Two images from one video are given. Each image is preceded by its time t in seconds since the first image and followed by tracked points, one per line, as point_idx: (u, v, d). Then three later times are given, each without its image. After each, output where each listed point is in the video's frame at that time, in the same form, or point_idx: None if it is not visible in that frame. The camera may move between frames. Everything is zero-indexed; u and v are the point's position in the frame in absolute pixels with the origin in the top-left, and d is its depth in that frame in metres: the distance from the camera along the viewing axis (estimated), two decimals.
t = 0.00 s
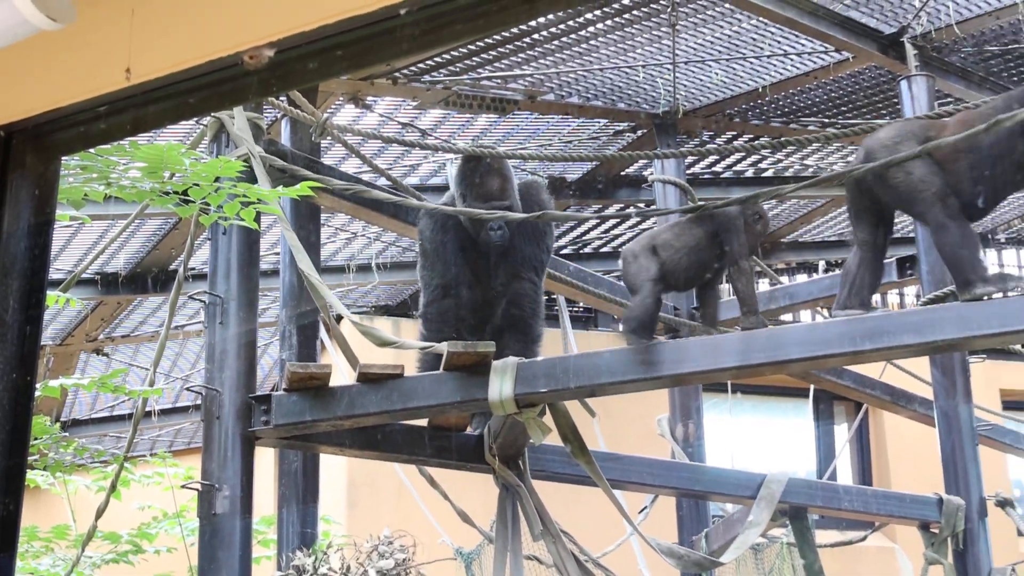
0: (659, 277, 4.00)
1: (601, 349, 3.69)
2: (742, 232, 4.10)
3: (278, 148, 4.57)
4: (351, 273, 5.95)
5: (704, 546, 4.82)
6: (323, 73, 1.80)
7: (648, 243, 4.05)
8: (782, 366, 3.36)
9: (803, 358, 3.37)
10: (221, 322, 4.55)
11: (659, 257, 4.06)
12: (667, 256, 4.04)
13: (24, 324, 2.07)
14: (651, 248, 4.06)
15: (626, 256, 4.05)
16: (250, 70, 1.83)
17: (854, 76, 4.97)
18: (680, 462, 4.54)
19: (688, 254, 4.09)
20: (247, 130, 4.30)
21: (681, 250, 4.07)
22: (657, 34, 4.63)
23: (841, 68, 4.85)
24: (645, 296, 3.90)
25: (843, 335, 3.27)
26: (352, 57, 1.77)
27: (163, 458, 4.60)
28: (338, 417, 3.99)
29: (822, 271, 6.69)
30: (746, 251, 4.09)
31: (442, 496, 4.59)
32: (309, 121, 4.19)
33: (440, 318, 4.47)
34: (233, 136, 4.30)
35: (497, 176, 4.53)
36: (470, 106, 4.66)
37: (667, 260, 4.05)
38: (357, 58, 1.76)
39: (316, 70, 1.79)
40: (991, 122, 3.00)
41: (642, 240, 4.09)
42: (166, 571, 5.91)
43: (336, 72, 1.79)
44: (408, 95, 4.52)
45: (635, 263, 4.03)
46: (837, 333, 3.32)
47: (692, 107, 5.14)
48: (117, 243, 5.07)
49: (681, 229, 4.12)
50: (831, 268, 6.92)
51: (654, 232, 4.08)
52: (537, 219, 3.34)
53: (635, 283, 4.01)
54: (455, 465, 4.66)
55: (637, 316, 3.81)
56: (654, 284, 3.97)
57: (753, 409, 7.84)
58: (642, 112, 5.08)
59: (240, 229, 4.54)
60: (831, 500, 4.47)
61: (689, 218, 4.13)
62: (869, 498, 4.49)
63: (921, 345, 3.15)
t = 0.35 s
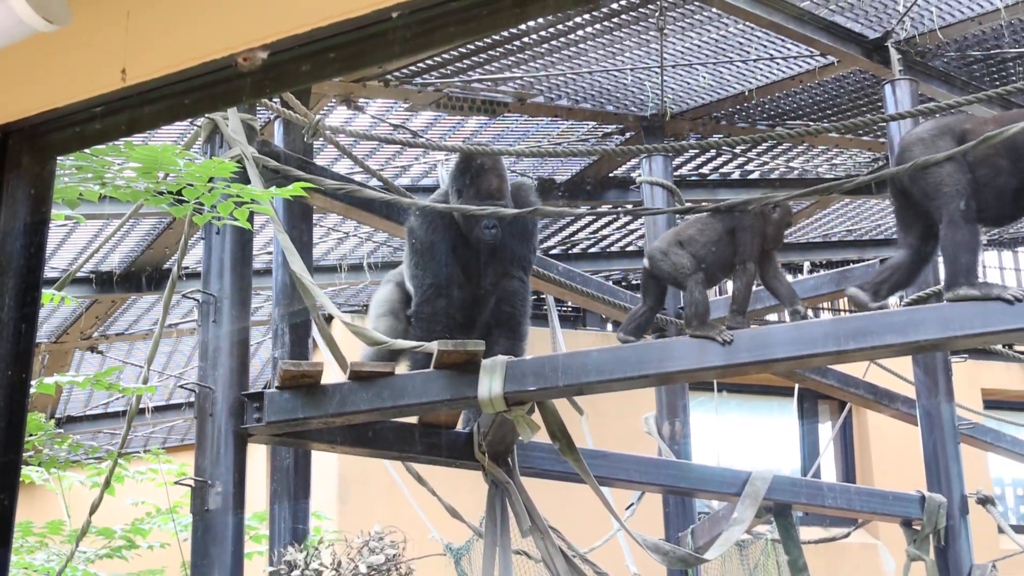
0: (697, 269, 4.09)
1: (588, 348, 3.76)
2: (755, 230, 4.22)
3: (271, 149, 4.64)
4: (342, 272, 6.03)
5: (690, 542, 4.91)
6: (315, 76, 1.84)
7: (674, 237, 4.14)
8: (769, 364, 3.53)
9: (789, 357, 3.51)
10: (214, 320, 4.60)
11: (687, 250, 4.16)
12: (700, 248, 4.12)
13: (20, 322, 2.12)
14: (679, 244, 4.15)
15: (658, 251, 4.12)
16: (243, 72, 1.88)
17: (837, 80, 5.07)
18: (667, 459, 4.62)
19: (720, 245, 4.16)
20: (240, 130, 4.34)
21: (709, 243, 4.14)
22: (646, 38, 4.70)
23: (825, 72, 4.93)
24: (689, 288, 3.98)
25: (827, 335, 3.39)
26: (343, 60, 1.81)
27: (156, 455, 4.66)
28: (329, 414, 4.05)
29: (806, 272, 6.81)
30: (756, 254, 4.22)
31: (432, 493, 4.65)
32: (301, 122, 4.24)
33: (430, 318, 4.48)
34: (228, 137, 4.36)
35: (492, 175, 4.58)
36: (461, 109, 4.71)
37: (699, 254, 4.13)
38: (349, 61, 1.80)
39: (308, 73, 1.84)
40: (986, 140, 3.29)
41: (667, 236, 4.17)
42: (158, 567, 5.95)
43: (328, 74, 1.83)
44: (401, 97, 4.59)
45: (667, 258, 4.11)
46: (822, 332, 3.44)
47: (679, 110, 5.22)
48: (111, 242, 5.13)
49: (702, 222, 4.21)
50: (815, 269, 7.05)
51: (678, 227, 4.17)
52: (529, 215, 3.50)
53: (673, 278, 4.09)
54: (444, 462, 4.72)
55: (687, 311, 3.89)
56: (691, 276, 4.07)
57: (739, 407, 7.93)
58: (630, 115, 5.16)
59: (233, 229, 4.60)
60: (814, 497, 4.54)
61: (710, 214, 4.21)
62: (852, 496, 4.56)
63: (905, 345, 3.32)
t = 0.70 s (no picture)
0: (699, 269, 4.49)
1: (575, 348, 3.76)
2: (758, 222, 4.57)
3: (258, 148, 4.65)
4: (329, 272, 6.04)
5: (676, 542, 4.92)
6: (305, 75, 1.80)
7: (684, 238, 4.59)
8: (756, 364, 3.55)
9: (776, 358, 3.54)
10: (201, 318, 4.60)
11: (696, 250, 4.59)
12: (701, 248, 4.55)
13: (7, 320, 2.05)
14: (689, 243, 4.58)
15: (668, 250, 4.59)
16: (232, 71, 1.83)
17: (822, 82, 5.11)
18: (654, 460, 4.63)
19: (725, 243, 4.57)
20: (229, 132, 4.35)
21: (716, 241, 4.60)
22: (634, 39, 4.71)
23: (811, 74, 4.96)
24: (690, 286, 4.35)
25: (813, 335, 3.42)
26: (333, 59, 1.77)
27: (142, 453, 4.65)
28: (316, 414, 4.05)
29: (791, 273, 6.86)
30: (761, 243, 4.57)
31: (418, 492, 4.65)
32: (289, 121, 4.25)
33: (417, 318, 4.49)
34: (215, 137, 4.37)
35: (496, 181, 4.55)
36: (450, 109, 4.72)
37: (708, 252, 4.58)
38: (341, 59, 1.76)
39: (298, 71, 1.79)
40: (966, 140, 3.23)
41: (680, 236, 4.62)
42: (144, 565, 5.94)
43: (318, 73, 1.79)
44: (388, 97, 4.60)
45: (677, 257, 4.56)
46: (808, 332, 3.47)
47: (665, 111, 5.26)
48: (98, 241, 5.12)
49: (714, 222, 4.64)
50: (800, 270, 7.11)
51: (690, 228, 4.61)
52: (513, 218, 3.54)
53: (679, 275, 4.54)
54: (432, 462, 4.72)
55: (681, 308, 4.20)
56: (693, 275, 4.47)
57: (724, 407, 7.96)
58: (617, 116, 5.19)
59: (220, 228, 4.60)
60: (800, 498, 4.55)
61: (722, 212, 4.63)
62: (837, 496, 4.57)
63: (888, 346, 3.35)
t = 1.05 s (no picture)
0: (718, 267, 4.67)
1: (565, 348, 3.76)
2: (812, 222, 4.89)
3: (248, 147, 4.65)
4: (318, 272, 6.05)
5: (663, 542, 4.93)
6: (293, 73, 1.92)
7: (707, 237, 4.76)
8: (745, 364, 3.56)
9: (765, 358, 3.56)
10: (189, 317, 4.60)
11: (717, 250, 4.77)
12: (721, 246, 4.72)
13: None
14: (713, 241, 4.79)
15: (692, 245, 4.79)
16: (223, 70, 1.95)
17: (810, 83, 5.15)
18: (642, 460, 4.64)
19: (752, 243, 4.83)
20: (220, 129, 4.33)
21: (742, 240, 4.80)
22: (623, 40, 4.67)
23: (799, 74, 5.00)
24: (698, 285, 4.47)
25: (803, 336, 3.45)
26: (322, 59, 1.89)
27: (130, 452, 4.66)
28: (304, 413, 4.06)
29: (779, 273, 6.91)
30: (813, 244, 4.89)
31: (407, 492, 4.65)
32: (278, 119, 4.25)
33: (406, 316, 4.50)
34: (204, 134, 4.36)
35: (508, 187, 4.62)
36: (440, 108, 4.82)
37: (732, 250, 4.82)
38: (328, 61, 1.88)
39: (288, 70, 1.92)
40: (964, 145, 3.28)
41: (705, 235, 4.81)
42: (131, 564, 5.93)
43: (308, 72, 1.91)
44: (379, 95, 4.65)
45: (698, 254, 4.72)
46: (797, 334, 3.50)
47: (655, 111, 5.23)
48: (86, 239, 5.12)
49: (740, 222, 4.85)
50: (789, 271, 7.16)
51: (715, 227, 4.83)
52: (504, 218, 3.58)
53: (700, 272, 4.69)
54: (421, 461, 4.72)
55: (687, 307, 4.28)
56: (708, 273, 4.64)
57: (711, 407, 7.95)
58: (607, 116, 5.19)
59: (209, 227, 4.60)
60: (788, 499, 4.56)
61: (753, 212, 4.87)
62: (824, 497, 4.59)
63: (877, 347, 3.37)
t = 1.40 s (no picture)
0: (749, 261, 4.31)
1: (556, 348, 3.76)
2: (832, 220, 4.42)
3: (238, 145, 4.63)
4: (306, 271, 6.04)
5: (650, 542, 4.94)
6: (286, 74, 1.88)
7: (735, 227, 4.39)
8: (734, 366, 3.56)
9: (754, 360, 3.56)
10: (177, 315, 4.58)
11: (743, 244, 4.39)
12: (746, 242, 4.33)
13: None
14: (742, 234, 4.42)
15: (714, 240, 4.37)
16: (214, 68, 1.91)
17: (801, 87, 5.14)
18: (630, 461, 4.64)
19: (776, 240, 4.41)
20: (209, 127, 4.33)
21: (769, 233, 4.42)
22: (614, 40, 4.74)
23: (792, 78, 4.97)
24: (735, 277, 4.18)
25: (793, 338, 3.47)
26: (315, 59, 1.86)
27: (117, 449, 4.64)
28: (292, 411, 4.05)
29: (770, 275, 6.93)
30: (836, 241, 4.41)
31: (395, 491, 4.65)
32: (268, 117, 4.24)
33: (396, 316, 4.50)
34: (192, 132, 4.35)
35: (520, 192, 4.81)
36: (429, 108, 4.74)
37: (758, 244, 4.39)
38: (322, 61, 1.84)
39: (279, 70, 1.88)
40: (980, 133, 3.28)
41: (732, 226, 4.43)
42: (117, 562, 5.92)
43: (300, 73, 1.87)
44: (368, 95, 4.60)
45: (725, 247, 4.35)
46: (788, 336, 3.51)
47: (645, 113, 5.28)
48: (74, 236, 5.11)
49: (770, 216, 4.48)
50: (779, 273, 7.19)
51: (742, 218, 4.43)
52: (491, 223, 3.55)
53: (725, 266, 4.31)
54: (409, 461, 4.70)
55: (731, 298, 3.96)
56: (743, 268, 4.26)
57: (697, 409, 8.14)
58: (598, 118, 5.24)
59: (198, 225, 4.59)
60: (775, 500, 4.57)
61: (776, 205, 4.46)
62: (811, 498, 4.59)
63: (865, 350, 3.40)
